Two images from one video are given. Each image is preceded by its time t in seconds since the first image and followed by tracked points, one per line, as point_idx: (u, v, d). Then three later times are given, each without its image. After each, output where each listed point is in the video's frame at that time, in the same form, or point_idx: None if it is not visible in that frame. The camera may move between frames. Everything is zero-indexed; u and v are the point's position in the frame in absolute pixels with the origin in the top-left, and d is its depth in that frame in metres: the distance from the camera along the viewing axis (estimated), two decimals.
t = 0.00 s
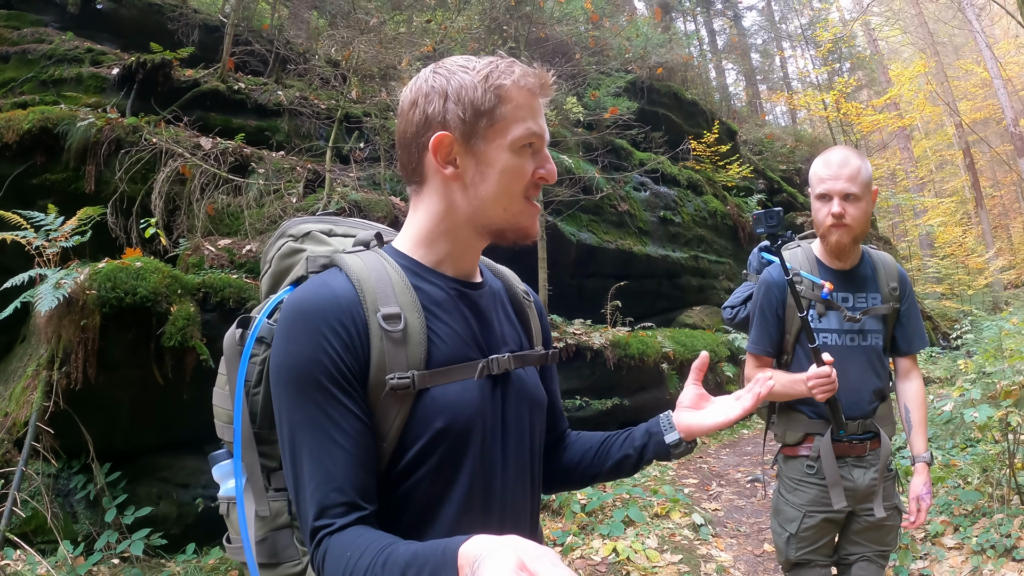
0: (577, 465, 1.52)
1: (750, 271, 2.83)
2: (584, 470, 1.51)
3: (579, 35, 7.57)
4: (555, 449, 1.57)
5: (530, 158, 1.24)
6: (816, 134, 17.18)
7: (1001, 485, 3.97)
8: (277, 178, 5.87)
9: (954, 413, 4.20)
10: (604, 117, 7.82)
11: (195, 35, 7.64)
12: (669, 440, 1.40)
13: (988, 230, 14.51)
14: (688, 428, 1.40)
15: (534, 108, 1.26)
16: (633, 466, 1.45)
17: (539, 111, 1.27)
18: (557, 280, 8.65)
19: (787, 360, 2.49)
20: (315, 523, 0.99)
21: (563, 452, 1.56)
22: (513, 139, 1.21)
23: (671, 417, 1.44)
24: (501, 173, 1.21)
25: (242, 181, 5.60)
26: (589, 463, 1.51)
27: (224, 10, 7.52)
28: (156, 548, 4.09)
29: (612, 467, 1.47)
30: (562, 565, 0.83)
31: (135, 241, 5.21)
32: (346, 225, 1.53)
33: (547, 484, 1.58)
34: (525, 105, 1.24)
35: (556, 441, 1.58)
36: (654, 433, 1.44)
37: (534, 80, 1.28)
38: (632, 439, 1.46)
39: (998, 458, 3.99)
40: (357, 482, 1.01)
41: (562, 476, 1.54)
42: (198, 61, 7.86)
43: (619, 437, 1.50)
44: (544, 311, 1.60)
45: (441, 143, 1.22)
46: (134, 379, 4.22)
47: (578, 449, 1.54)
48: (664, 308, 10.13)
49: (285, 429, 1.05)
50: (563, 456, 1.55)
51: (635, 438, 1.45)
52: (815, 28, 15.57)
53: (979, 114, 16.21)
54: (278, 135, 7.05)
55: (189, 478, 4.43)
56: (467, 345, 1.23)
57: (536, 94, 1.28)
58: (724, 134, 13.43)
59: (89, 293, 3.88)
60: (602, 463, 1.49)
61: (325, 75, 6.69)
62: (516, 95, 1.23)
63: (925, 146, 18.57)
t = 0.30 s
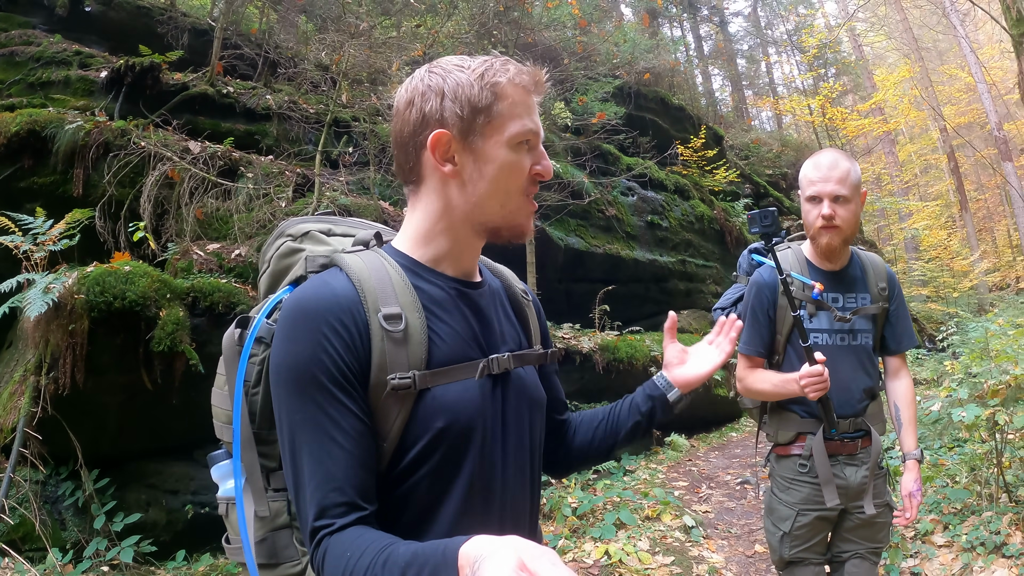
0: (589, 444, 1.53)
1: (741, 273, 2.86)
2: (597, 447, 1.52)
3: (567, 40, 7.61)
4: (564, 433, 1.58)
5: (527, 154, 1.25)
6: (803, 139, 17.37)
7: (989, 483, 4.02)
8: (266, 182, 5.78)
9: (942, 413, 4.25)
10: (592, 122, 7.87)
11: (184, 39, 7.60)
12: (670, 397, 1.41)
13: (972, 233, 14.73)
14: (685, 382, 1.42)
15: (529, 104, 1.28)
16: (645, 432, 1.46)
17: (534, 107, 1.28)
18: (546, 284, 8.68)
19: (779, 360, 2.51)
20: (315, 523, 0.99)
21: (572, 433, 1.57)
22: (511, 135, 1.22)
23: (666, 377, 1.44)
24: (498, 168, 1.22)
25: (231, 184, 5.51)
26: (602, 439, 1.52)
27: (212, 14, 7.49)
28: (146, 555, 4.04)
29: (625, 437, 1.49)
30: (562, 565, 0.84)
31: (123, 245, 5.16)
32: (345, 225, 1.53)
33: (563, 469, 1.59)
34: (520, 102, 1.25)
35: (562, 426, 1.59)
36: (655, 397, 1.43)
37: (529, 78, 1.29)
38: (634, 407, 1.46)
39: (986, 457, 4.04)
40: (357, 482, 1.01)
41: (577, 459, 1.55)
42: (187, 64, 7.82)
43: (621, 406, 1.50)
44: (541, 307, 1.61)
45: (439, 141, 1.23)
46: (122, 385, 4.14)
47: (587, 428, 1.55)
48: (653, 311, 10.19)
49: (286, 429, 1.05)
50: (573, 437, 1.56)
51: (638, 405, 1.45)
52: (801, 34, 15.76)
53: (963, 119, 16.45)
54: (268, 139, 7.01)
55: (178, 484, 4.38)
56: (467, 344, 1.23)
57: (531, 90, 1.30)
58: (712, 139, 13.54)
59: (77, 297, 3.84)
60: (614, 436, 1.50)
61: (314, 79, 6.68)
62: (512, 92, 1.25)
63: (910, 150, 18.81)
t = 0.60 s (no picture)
0: (598, 418, 1.61)
1: (741, 271, 2.86)
2: (605, 419, 1.61)
3: (566, 40, 7.58)
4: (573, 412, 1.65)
5: (532, 155, 1.26)
6: (803, 137, 17.35)
7: (993, 480, 4.02)
8: (267, 186, 5.80)
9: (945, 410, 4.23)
10: (592, 122, 7.86)
11: (183, 43, 7.62)
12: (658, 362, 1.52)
13: (975, 230, 14.71)
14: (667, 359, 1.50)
15: (533, 106, 1.29)
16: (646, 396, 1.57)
17: (536, 108, 1.29)
18: (547, 285, 8.68)
19: (780, 358, 2.51)
20: (315, 524, 0.99)
21: (579, 410, 1.64)
22: (517, 136, 1.24)
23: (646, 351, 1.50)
24: (507, 170, 1.23)
25: (231, 188, 5.54)
26: (608, 411, 1.60)
27: (211, 18, 7.51)
28: (150, 559, 4.04)
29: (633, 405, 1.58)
30: (562, 565, 0.83)
31: (124, 249, 5.17)
32: (341, 225, 1.53)
33: (581, 445, 1.68)
34: (524, 103, 1.26)
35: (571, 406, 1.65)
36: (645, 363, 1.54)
37: (531, 79, 1.30)
38: (629, 375, 1.56)
39: (989, 453, 4.03)
40: (357, 483, 1.01)
41: (590, 434, 1.64)
42: (186, 69, 7.83)
43: (618, 375, 1.59)
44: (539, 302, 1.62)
45: (448, 142, 1.22)
46: (124, 389, 4.15)
47: (591, 402, 1.62)
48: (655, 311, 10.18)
49: (285, 430, 1.05)
50: (582, 413, 1.63)
51: (633, 372, 1.55)
52: (800, 32, 15.74)
53: (964, 115, 16.42)
54: (268, 143, 7.01)
55: (181, 487, 4.38)
56: (467, 343, 1.23)
57: (533, 92, 1.31)
58: (712, 138, 13.52)
59: (79, 301, 3.86)
60: (618, 406, 1.59)
61: (314, 82, 6.69)
62: (517, 94, 1.26)
63: (911, 147, 18.79)
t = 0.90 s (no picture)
0: (591, 431, 1.59)
1: (745, 269, 2.85)
2: (598, 432, 1.59)
3: (573, 37, 7.53)
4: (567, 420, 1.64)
5: (533, 155, 1.25)
6: (810, 134, 17.24)
7: (1000, 480, 3.99)
8: (272, 182, 5.82)
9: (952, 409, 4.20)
10: (598, 119, 7.82)
11: (188, 41, 7.63)
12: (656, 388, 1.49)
13: (983, 227, 14.61)
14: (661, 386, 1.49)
15: (536, 106, 1.29)
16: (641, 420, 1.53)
17: (539, 108, 1.29)
18: (552, 282, 8.67)
19: (784, 357, 2.50)
20: (315, 525, 0.99)
21: (574, 420, 1.63)
22: (520, 136, 1.23)
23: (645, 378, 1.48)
24: (509, 169, 1.22)
25: (236, 185, 5.56)
26: (600, 425, 1.58)
27: (217, 15, 7.51)
28: (155, 554, 4.07)
29: (625, 426, 1.55)
30: (561, 565, 0.83)
31: (130, 246, 5.20)
32: (341, 224, 1.53)
33: (571, 455, 1.67)
34: (527, 102, 1.26)
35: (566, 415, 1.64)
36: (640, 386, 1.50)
37: (535, 79, 1.30)
38: (625, 397, 1.53)
39: (996, 453, 4.00)
40: (356, 484, 1.01)
41: (582, 446, 1.62)
42: (192, 66, 7.84)
43: (614, 394, 1.56)
44: (540, 301, 1.62)
45: (450, 140, 1.21)
46: (130, 385, 4.18)
47: (586, 413, 1.61)
48: (660, 308, 10.15)
49: (284, 431, 1.05)
50: (575, 424, 1.62)
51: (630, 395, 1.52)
52: (807, 28, 15.63)
53: (973, 112, 16.26)
54: (273, 140, 7.02)
55: (186, 483, 4.40)
56: (466, 343, 1.23)
57: (536, 91, 1.30)
58: (718, 134, 13.45)
59: (85, 299, 3.88)
60: (610, 423, 1.57)
61: (319, 79, 6.68)
62: (520, 93, 1.25)
63: (919, 144, 18.64)
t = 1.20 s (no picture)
0: (591, 437, 1.59)
1: (744, 267, 2.84)
2: (596, 439, 1.58)
3: (573, 33, 7.49)
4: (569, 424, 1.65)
5: (532, 155, 1.25)
6: (810, 132, 17.23)
7: (996, 479, 4.01)
8: (271, 178, 5.81)
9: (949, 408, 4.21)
10: (597, 116, 7.80)
11: (187, 35, 7.61)
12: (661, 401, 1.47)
13: (982, 227, 14.64)
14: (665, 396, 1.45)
15: (536, 105, 1.28)
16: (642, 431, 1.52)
17: (539, 107, 1.29)
18: (551, 278, 8.67)
19: (782, 356, 2.50)
20: (315, 524, 0.99)
21: (575, 425, 1.63)
22: (520, 135, 1.23)
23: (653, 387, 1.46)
24: (508, 168, 1.22)
25: (235, 180, 5.54)
26: (600, 431, 1.57)
27: (216, 10, 7.48)
28: (153, 550, 4.07)
29: (625, 435, 1.54)
30: (563, 565, 0.82)
31: (129, 241, 5.18)
32: (340, 223, 1.53)
33: (569, 460, 1.66)
34: (528, 102, 1.26)
35: (568, 417, 1.65)
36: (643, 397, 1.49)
37: (535, 78, 1.29)
38: (628, 408, 1.52)
39: (993, 452, 4.02)
40: (356, 483, 1.01)
41: (580, 452, 1.62)
42: (191, 61, 7.81)
43: (617, 401, 1.55)
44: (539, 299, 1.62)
45: (449, 139, 1.21)
46: (128, 381, 4.18)
47: (587, 418, 1.61)
48: (658, 306, 10.16)
49: (284, 430, 1.04)
50: (576, 428, 1.62)
51: (633, 406, 1.51)
52: (808, 26, 15.60)
53: (973, 111, 16.26)
54: (272, 135, 6.99)
55: (184, 479, 4.39)
56: (466, 342, 1.23)
57: (537, 90, 1.30)
58: (718, 132, 13.44)
59: (83, 294, 3.87)
60: (611, 430, 1.56)
61: (318, 74, 6.65)
62: (521, 92, 1.25)
63: (919, 142, 18.63)
